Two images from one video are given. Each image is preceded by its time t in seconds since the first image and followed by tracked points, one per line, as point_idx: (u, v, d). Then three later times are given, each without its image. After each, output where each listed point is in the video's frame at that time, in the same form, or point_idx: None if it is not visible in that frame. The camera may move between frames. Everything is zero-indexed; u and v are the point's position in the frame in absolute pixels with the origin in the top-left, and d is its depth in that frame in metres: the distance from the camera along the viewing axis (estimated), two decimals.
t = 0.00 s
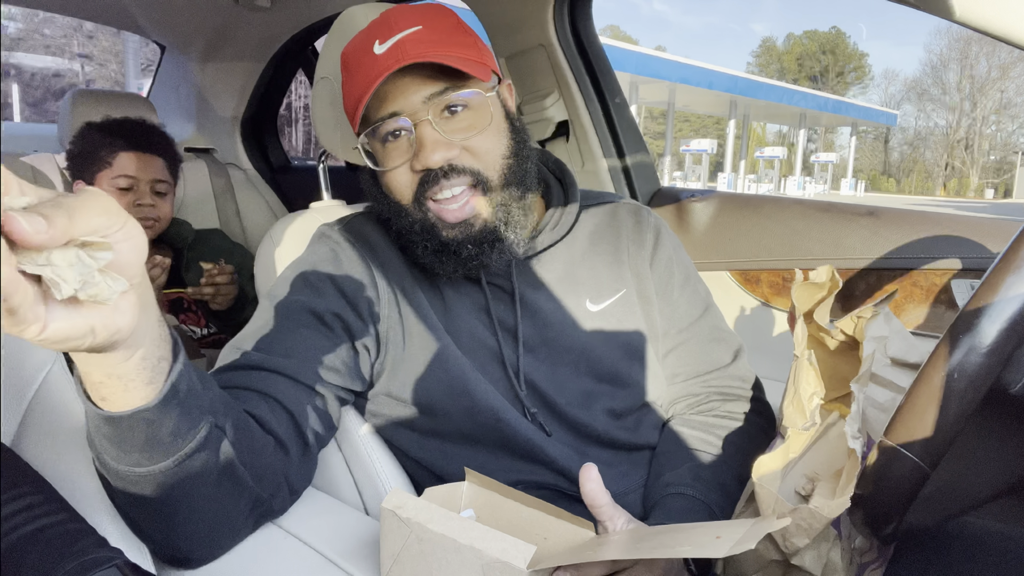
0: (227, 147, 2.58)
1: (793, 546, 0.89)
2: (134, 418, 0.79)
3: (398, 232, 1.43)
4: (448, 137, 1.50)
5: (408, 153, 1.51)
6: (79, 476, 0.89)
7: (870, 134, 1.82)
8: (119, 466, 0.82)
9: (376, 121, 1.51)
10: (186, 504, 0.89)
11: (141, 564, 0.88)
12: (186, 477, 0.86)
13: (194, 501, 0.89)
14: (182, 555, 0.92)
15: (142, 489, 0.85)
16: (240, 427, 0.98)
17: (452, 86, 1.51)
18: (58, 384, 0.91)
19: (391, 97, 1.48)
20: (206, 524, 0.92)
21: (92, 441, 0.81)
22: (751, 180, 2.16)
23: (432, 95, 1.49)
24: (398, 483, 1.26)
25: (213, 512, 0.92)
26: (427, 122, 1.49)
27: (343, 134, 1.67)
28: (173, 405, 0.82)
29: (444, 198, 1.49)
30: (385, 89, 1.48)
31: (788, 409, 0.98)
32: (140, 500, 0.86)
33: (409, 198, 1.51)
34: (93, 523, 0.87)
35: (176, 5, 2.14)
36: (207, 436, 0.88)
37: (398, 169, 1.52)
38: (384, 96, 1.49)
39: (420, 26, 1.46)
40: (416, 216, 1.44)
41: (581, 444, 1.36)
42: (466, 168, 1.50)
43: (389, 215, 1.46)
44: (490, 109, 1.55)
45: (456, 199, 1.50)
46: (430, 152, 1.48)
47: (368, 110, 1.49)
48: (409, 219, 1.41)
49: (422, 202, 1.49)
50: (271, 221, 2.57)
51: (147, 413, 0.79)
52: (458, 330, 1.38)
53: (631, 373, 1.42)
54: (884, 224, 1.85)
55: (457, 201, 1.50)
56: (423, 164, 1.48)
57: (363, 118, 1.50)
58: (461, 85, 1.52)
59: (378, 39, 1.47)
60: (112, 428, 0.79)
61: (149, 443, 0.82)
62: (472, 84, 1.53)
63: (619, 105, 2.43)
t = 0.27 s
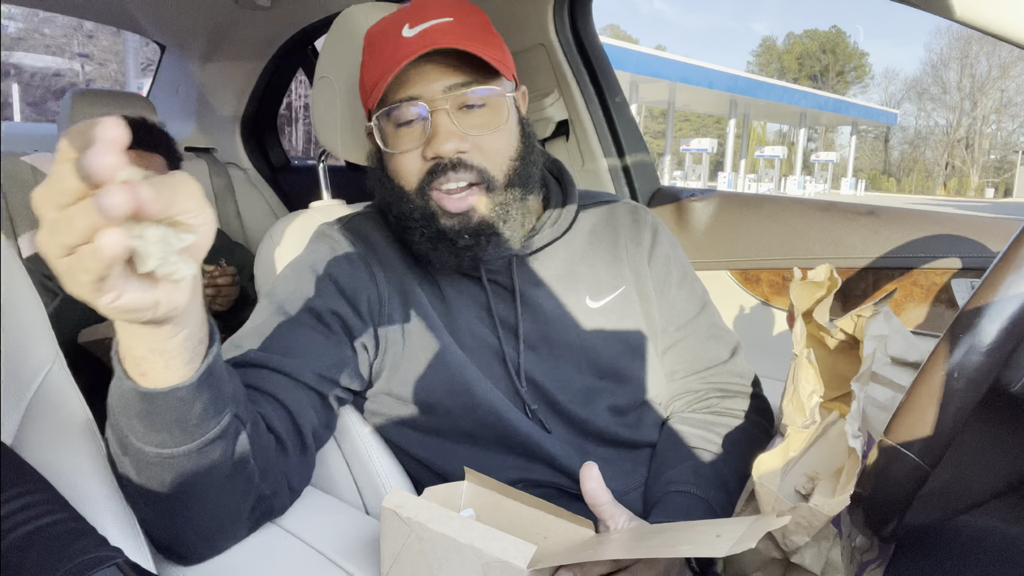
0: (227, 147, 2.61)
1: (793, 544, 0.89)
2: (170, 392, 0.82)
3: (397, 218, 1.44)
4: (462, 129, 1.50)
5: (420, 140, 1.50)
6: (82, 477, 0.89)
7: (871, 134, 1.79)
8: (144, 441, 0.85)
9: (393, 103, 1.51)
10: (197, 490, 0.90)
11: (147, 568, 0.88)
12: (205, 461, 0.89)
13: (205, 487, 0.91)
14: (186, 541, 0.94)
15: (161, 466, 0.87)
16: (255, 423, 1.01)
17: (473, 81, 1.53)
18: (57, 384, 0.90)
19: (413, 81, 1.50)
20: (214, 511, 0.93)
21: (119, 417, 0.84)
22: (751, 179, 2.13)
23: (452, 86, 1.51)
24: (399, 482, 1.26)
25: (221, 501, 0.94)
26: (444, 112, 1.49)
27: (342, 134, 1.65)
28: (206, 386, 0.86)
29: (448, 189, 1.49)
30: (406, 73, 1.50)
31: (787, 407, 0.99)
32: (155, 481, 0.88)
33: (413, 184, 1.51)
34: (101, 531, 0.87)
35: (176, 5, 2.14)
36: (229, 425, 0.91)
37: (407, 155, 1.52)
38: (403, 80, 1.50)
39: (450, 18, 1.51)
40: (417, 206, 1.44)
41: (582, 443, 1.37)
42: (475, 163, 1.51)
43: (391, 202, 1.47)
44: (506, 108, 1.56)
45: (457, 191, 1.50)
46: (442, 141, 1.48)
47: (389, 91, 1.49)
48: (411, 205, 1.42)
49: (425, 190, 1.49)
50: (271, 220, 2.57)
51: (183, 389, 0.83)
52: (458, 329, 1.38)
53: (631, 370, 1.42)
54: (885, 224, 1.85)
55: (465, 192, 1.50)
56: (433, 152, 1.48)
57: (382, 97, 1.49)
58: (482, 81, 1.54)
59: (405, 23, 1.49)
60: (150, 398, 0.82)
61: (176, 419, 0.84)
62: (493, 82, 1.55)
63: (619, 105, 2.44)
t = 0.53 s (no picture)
0: (226, 145, 2.55)
1: (793, 543, 0.89)
2: (298, 394, 0.87)
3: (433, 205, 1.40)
4: (530, 128, 1.47)
5: (488, 127, 1.46)
6: (81, 476, 0.88)
7: (871, 133, 1.82)
8: (246, 427, 0.91)
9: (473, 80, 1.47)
10: (259, 482, 0.96)
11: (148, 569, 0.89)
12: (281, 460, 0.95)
13: (265, 484, 0.97)
14: (222, 523, 0.99)
15: (252, 451, 0.93)
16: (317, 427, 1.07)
17: (549, 86, 1.51)
18: (58, 384, 0.89)
19: (500, 68, 1.48)
20: (262, 501, 0.99)
21: (232, 395, 0.89)
22: (752, 178, 2.14)
23: (532, 85, 1.50)
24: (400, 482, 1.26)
25: (268, 499, 0.99)
26: (517, 107, 1.46)
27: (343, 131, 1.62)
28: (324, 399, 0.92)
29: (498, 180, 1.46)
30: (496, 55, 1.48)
31: (788, 407, 0.98)
32: (236, 458, 0.93)
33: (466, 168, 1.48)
34: (104, 532, 0.87)
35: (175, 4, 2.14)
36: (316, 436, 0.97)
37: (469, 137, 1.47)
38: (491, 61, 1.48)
39: (546, 20, 1.54)
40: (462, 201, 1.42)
41: (584, 443, 1.36)
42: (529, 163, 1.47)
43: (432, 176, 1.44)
44: (569, 121, 1.54)
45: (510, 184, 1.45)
46: (509, 134, 1.45)
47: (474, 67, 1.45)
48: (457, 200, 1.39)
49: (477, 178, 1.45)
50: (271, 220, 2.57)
51: (312, 397, 0.89)
52: (467, 330, 1.36)
53: (634, 368, 1.41)
54: (886, 223, 1.85)
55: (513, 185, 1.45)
56: (498, 142, 1.44)
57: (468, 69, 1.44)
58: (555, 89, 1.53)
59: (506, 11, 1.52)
60: (277, 394, 0.87)
61: (287, 418, 0.90)
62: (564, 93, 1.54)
63: (620, 104, 2.44)
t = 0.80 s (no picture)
0: (228, 145, 2.56)
1: (794, 541, 0.89)
2: (411, 420, 0.92)
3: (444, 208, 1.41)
4: (542, 132, 1.48)
5: (499, 129, 1.47)
6: (81, 475, 0.88)
7: (872, 132, 1.82)
8: (346, 437, 0.95)
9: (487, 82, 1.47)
10: (314, 499, 0.98)
11: (150, 568, 0.90)
12: (346, 483, 0.98)
13: (277, 500, 0.99)
14: (262, 527, 0.99)
15: (334, 464, 0.96)
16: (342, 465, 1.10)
17: (562, 91, 1.51)
18: (58, 382, 0.88)
19: (513, 69, 1.47)
20: (305, 517, 1.00)
21: (347, 402, 0.94)
22: (752, 178, 2.13)
23: (544, 89, 1.49)
24: (401, 481, 1.26)
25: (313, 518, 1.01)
26: (530, 110, 1.47)
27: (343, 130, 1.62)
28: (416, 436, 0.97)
29: (508, 182, 1.47)
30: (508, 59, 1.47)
31: (791, 406, 0.99)
32: (314, 467, 0.96)
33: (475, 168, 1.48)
34: (105, 532, 0.88)
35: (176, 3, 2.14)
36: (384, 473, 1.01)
37: (480, 138, 1.48)
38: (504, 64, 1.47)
39: (562, 25, 1.52)
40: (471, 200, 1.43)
41: (585, 442, 1.36)
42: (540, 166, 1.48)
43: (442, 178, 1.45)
44: (579, 128, 1.55)
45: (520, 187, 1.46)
46: (521, 137, 1.46)
47: (484, 70, 1.45)
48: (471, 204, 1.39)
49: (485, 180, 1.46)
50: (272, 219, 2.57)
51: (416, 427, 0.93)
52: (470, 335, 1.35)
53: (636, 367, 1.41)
54: (886, 222, 1.85)
55: (524, 189, 1.46)
56: (509, 145, 1.45)
57: (479, 72, 1.44)
58: (568, 94, 1.52)
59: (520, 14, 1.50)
60: (392, 415, 0.92)
61: (384, 441, 0.94)
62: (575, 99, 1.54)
63: (620, 104, 2.44)
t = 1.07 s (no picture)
0: (228, 145, 2.54)
1: (795, 543, 0.88)
2: (362, 351, 1.01)
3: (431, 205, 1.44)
4: (529, 124, 1.47)
5: (484, 125, 1.47)
6: (80, 475, 0.88)
7: (872, 131, 1.80)
8: (308, 385, 1.00)
9: (468, 78, 1.47)
10: (291, 457, 1.02)
11: (150, 568, 0.90)
12: (320, 433, 1.03)
13: (271, 474, 1.02)
14: (248, 499, 1.02)
15: (301, 413, 1.01)
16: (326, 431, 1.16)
17: (547, 83, 1.50)
18: (57, 383, 0.88)
19: (494, 65, 1.47)
20: (287, 481, 1.04)
21: (300, 350, 1.00)
22: (752, 177, 2.13)
23: (529, 82, 1.48)
24: (401, 481, 1.26)
25: (293, 479, 1.05)
26: (514, 104, 1.46)
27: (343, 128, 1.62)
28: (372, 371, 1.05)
29: (498, 179, 1.48)
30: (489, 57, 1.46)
31: (790, 406, 0.98)
32: (285, 422, 1.01)
33: (463, 167, 1.48)
34: (105, 532, 0.88)
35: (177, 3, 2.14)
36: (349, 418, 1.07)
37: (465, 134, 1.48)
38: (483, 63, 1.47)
39: (542, 17, 1.50)
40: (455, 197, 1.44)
41: (584, 442, 1.36)
42: (526, 162, 1.48)
43: (428, 177, 1.47)
44: (567, 118, 1.53)
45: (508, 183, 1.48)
46: (507, 130, 1.45)
47: (465, 67, 1.44)
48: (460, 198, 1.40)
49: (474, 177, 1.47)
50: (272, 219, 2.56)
51: (371, 358, 1.03)
52: (466, 336, 1.36)
53: (635, 366, 1.41)
54: (887, 221, 1.85)
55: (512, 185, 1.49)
56: (496, 139, 1.45)
57: (461, 69, 1.44)
58: (553, 85, 1.51)
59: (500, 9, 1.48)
60: (342, 350, 1.00)
61: (343, 380, 1.01)
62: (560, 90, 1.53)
63: (621, 102, 2.44)
